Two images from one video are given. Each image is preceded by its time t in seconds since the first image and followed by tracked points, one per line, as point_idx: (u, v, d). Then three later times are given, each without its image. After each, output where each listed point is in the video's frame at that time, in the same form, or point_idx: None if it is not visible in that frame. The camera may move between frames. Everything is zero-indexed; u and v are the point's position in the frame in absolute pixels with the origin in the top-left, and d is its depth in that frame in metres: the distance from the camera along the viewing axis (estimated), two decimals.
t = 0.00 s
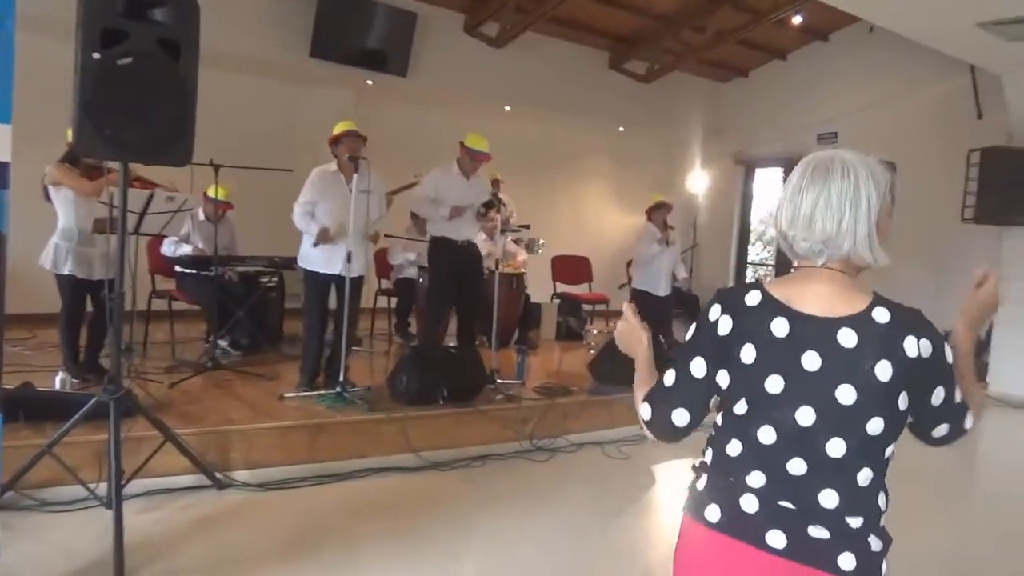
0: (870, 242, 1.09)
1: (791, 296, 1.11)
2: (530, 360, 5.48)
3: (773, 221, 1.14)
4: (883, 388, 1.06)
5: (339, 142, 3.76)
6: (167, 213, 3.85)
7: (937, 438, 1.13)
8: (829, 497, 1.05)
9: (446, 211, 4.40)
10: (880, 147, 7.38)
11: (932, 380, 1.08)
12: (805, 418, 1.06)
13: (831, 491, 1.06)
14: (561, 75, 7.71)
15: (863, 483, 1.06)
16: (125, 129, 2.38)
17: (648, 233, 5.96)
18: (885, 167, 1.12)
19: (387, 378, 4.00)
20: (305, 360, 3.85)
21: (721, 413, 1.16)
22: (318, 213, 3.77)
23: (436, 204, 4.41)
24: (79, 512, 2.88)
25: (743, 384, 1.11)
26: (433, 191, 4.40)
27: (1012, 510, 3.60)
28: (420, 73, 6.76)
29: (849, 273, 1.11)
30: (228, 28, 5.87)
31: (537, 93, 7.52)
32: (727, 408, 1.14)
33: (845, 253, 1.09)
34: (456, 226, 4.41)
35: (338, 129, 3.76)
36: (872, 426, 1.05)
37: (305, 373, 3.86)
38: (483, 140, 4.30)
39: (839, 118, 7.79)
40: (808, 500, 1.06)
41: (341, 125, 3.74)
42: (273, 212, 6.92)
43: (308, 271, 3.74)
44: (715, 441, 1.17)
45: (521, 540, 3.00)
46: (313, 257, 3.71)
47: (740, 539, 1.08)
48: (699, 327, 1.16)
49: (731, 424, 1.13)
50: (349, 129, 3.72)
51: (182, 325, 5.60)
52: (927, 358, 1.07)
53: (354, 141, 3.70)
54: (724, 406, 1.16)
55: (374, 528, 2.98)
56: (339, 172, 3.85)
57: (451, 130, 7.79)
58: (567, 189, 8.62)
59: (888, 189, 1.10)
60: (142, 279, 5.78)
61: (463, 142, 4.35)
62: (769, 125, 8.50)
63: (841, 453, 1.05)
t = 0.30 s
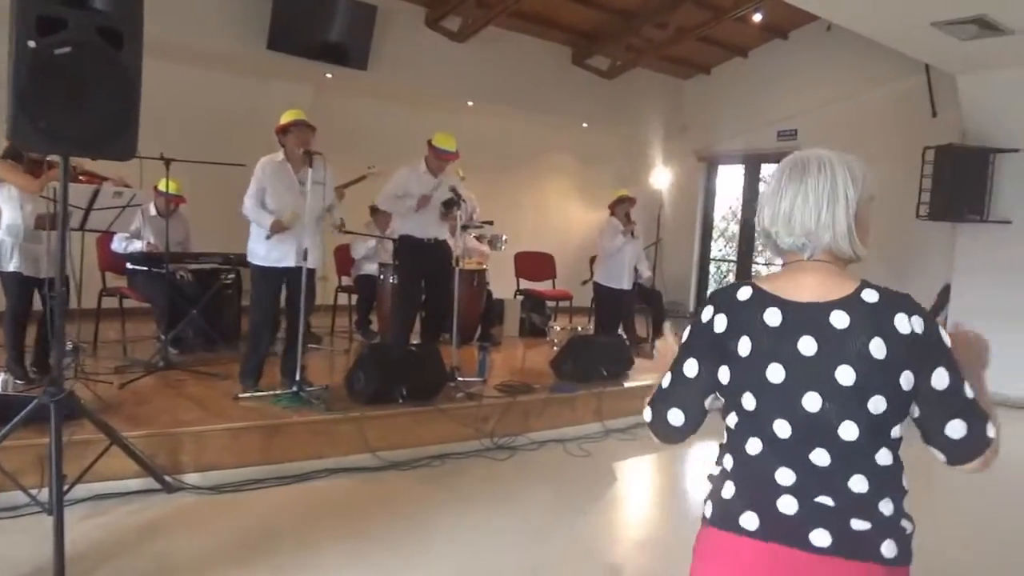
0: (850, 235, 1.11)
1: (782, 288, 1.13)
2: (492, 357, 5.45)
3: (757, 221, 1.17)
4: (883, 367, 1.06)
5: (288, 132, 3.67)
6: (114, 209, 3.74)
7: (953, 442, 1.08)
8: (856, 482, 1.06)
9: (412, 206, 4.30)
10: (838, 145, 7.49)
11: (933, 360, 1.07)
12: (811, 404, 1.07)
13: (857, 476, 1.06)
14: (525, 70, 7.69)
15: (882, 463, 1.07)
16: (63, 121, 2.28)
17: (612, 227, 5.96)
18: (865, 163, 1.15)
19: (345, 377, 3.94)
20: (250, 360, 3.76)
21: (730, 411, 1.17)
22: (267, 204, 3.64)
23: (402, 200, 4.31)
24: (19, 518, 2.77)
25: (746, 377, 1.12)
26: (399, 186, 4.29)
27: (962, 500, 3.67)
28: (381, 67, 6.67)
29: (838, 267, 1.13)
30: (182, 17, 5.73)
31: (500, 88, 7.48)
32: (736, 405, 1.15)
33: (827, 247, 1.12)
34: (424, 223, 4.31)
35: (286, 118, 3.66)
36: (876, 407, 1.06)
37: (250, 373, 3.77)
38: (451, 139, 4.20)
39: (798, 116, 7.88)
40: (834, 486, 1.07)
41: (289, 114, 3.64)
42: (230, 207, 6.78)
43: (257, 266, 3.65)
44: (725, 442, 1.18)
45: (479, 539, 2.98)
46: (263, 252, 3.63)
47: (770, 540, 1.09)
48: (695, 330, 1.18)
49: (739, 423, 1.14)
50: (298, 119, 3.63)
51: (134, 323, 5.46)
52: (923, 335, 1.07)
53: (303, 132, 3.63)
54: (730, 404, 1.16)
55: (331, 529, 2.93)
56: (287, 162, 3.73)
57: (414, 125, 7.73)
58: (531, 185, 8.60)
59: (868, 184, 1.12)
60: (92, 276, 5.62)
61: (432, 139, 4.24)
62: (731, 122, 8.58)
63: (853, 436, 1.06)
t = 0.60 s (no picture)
0: (864, 237, 1.11)
1: (793, 292, 1.16)
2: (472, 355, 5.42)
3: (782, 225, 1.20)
4: (882, 373, 1.03)
5: (249, 126, 3.61)
6: (83, 203, 3.68)
7: (977, 450, 1.01)
8: (856, 489, 1.05)
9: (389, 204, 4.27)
10: (818, 144, 7.52)
11: (946, 367, 1.01)
12: (806, 409, 1.09)
13: (854, 482, 1.05)
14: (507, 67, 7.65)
15: (886, 471, 1.04)
16: (20, 114, 2.22)
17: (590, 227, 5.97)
18: (886, 166, 1.14)
19: (320, 376, 3.90)
20: (221, 360, 3.73)
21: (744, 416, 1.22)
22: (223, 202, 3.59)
23: (380, 199, 4.28)
24: None
25: (751, 383, 1.17)
26: (377, 185, 4.27)
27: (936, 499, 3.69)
28: (362, 61, 6.60)
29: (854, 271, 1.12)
30: (158, 9, 5.64)
31: (482, 84, 7.44)
32: (746, 409, 1.20)
33: (840, 250, 1.12)
34: (400, 222, 4.27)
35: (246, 112, 3.60)
36: (876, 413, 1.04)
37: (223, 373, 3.73)
38: (429, 136, 4.12)
39: (779, 115, 7.91)
40: (833, 492, 1.07)
41: (250, 108, 3.58)
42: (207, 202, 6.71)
43: (214, 263, 3.60)
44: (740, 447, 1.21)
45: (453, 539, 2.95)
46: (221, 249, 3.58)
47: (761, 542, 1.11)
48: (718, 339, 1.26)
49: (745, 427, 1.19)
50: (261, 113, 3.59)
51: (106, 319, 5.38)
52: (932, 340, 1.01)
53: (266, 125, 3.60)
54: (742, 408, 1.21)
55: (302, 530, 2.89)
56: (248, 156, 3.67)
57: (395, 121, 7.67)
58: (513, 182, 8.56)
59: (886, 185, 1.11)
60: (63, 271, 5.53)
61: (410, 136, 4.16)
62: (714, 120, 8.60)
63: (850, 441, 1.05)
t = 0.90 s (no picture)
0: (878, 245, 1.04)
1: (809, 295, 1.12)
2: (466, 352, 5.39)
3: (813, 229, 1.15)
4: (833, 373, 1.00)
5: (229, 117, 3.60)
6: (72, 198, 3.68)
7: (899, 472, 0.92)
8: (806, 483, 1.04)
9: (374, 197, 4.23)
10: (816, 143, 7.50)
11: (885, 378, 0.93)
12: (787, 402, 1.08)
13: (803, 476, 1.04)
14: (504, 64, 7.62)
15: (829, 472, 1.00)
16: (3, 108, 2.17)
17: (581, 223, 5.95)
18: (917, 171, 1.05)
19: (311, 374, 3.87)
20: (210, 357, 3.69)
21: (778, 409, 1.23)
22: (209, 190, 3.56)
23: (364, 191, 4.26)
24: None
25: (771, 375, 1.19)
26: (363, 177, 4.26)
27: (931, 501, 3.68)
28: (357, 57, 6.56)
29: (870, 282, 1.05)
30: (152, 3, 5.60)
31: (478, 81, 7.40)
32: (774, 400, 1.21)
33: (855, 258, 1.06)
34: (386, 216, 4.22)
35: (225, 103, 3.57)
36: (826, 412, 1.00)
37: (213, 370, 3.69)
38: (417, 130, 4.09)
39: (777, 114, 7.89)
40: (787, 481, 1.07)
41: (230, 98, 3.56)
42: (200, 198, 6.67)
43: (199, 257, 3.56)
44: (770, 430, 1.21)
45: (443, 539, 2.92)
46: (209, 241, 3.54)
47: (746, 513, 1.16)
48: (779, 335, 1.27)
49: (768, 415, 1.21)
50: (241, 103, 3.57)
51: (97, 315, 5.34)
52: (880, 349, 0.94)
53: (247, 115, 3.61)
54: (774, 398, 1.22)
55: (289, 530, 2.86)
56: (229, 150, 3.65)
57: (391, 117, 7.64)
58: (510, 179, 8.53)
59: (909, 192, 1.03)
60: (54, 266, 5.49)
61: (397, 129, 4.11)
62: (711, 119, 8.58)
63: (806, 435, 1.04)
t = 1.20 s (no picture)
0: (926, 249, 1.05)
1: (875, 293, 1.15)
2: (469, 352, 5.37)
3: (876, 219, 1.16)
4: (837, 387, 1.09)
5: (234, 119, 3.58)
6: (72, 197, 3.66)
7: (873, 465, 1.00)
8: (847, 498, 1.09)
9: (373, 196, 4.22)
10: (824, 142, 7.44)
11: (859, 381, 1.02)
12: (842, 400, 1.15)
13: (836, 466, 1.12)
14: (510, 63, 7.59)
15: (841, 463, 1.09)
16: None
17: (574, 223, 5.92)
18: (981, 169, 1.03)
19: (312, 373, 3.85)
20: (211, 356, 3.67)
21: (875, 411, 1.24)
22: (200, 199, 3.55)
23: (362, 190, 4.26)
24: None
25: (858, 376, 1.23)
26: (361, 176, 4.24)
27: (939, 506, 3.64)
28: (362, 56, 6.53)
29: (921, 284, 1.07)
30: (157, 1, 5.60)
31: (484, 80, 7.37)
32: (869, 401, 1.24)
33: (907, 260, 1.09)
34: (385, 214, 4.20)
35: (229, 104, 3.54)
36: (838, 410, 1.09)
37: (214, 369, 3.67)
38: (415, 128, 4.05)
39: (785, 112, 7.83)
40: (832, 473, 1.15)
41: (234, 100, 3.53)
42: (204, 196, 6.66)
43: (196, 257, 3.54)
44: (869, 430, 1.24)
45: (444, 540, 2.89)
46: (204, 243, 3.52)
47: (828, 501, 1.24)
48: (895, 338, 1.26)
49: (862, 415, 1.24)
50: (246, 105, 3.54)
51: (99, 313, 5.34)
52: (854, 356, 1.03)
53: (253, 118, 3.59)
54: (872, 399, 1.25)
55: (287, 531, 2.83)
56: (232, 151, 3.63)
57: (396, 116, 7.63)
58: (516, 179, 8.50)
59: (968, 192, 1.02)
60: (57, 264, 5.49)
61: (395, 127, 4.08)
62: (718, 117, 8.53)
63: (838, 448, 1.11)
